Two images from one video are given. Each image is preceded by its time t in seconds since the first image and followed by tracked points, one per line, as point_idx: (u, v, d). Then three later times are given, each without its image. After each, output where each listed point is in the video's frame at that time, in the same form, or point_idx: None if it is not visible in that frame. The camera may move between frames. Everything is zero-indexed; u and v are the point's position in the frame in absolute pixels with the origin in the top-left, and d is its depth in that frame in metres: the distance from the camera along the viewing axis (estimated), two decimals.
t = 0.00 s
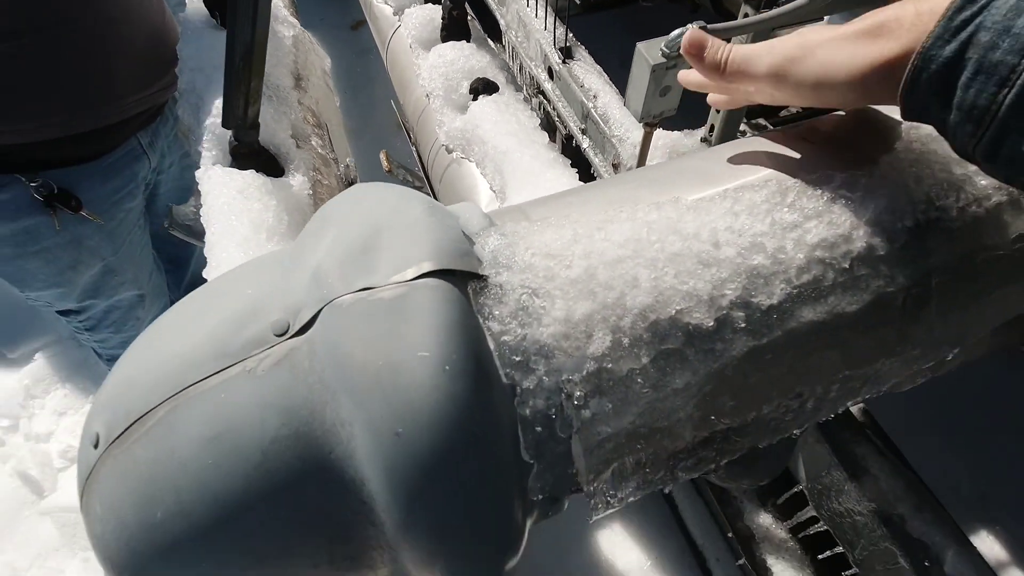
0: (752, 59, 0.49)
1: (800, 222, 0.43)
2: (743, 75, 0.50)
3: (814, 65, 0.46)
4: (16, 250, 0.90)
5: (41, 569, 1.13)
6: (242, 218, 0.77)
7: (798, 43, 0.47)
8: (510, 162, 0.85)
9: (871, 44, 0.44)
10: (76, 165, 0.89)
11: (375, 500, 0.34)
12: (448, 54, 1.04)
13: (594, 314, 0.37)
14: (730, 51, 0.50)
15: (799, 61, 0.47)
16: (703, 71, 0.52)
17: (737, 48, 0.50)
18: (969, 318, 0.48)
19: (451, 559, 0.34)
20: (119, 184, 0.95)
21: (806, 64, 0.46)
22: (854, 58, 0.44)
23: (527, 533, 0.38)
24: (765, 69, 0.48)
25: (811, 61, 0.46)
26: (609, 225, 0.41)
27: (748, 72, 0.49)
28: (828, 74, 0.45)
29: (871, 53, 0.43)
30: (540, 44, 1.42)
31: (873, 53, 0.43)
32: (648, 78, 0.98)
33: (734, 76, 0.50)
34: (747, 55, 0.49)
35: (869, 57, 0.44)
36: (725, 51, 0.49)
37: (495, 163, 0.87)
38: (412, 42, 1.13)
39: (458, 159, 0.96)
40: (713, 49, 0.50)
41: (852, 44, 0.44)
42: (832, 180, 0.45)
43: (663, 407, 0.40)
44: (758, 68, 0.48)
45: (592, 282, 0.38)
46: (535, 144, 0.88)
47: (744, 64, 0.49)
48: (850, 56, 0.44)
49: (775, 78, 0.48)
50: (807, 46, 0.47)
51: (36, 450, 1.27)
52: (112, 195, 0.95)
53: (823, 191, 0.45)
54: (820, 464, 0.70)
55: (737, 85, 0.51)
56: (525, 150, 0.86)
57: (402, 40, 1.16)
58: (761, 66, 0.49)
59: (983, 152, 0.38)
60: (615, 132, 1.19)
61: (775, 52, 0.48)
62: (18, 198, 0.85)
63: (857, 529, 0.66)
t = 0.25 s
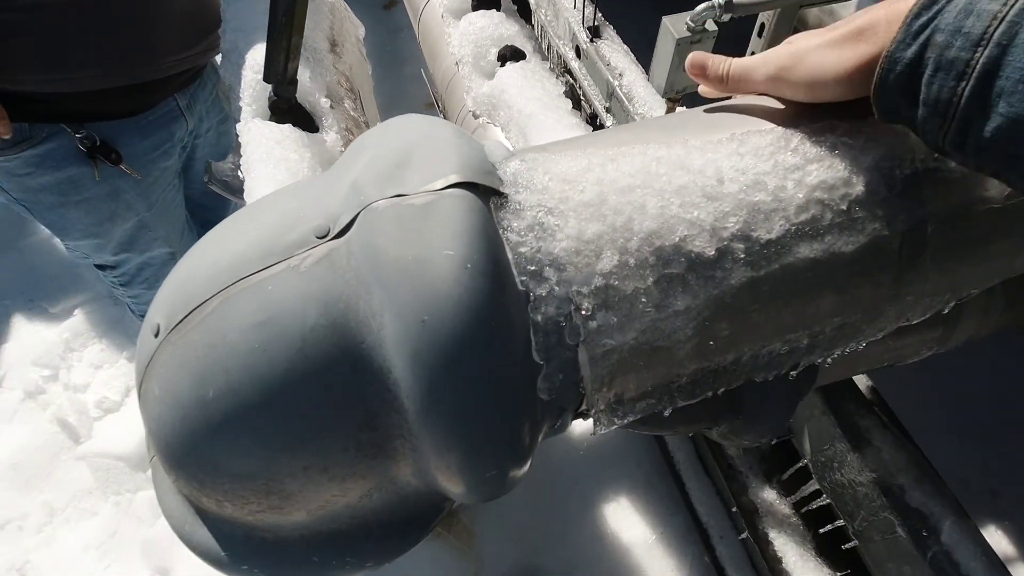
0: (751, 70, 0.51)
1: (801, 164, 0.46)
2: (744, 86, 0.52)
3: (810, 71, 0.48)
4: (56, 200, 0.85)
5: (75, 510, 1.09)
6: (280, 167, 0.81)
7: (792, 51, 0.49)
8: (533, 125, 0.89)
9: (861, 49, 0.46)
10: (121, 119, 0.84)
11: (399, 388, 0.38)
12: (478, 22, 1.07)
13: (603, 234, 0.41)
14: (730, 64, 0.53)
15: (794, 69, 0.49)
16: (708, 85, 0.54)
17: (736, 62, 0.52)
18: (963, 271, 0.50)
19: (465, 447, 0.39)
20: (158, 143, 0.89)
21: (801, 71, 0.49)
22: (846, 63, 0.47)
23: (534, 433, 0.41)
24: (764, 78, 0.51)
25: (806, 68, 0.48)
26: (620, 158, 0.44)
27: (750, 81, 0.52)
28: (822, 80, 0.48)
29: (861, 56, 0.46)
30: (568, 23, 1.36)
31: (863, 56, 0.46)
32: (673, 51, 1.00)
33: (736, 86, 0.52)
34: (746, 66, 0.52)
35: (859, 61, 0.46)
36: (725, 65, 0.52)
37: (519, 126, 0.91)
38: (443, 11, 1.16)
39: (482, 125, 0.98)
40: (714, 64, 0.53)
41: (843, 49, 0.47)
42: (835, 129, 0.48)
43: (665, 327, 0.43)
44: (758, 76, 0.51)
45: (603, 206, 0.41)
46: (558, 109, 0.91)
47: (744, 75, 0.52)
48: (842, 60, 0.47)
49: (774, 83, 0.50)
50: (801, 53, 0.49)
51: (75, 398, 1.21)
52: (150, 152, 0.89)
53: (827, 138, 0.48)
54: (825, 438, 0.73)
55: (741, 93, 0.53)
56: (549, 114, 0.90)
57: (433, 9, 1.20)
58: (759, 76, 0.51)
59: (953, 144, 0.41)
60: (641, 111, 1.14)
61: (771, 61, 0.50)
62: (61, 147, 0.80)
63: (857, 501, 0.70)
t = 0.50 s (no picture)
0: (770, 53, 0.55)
1: (819, 152, 0.48)
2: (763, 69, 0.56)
3: (824, 53, 0.51)
4: (93, 170, 0.81)
5: (98, 477, 1.10)
6: (314, 146, 0.85)
7: (809, 36, 0.53)
8: (557, 114, 0.91)
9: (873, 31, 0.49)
10: (159, 96, 0.80)
11: (436, 345, 0.41)
12: (506, 12, 1.10)
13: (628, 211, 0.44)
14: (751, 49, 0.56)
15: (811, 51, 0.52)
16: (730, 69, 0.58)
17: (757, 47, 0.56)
18: (973, 261, 0.52)
19: (495, 404, 0.41)
20: (192, 118, 0.85)
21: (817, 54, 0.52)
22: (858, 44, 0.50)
23: (558, 396, 0.44)
24: (782, 60, 0.54)
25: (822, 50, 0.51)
26: (647, 141, 0.47)
27: (768, 64, 0.55)
28: (834, 60, 0.51)
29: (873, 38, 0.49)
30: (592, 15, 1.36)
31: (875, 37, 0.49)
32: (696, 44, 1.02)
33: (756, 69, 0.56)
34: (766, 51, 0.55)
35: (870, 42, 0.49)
36: (746, 50, 0.56)
37: (543, 114, 0.93)
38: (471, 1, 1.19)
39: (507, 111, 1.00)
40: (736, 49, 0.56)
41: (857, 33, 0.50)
42: (852, 120, 0.50)
43: (683, 302, 0.46)
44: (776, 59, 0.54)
45: (629, 185, 0.44)
46: (582, 98, 0.93)
47: (764, 58, 0.55)
48: (854, 42, 0.50)
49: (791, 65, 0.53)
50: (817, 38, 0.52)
51: (99, 368, 1.22)
52: (183, 127, 0.85)
53: (845, 128, 0.50)
54: (833, 430, 0.76)
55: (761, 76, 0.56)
56: (572, 103, 0.92)
57: None
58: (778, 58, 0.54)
59: (955, 123, 0.44)
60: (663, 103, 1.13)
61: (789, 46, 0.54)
62: (99, 118, 0.77)
63: (862, 491, 0.73)
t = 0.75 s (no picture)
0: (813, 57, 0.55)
1: (866, 154, 0.49)
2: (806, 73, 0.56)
3: (870, 58, 0.51)
4: (118, 158, 0.78)
5: (109, 463, 1.05)
6: (344, 136, 0.85)
7: (853, 41, 0.53)
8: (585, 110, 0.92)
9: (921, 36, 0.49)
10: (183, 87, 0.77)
11: (492, 337, 0.41)
12: (533, 8, 1.10)
13: (681, 208, 0.44)
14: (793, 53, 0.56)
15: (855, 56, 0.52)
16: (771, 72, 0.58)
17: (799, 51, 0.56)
18: (1013, 265, 0.53)
19: (548, 397, 0.42)
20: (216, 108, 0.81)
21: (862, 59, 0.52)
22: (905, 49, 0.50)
23: (607, 391, 0.44)
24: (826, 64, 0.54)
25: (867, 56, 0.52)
26: (697, 139, 0.47)
27: (812, 68, 0.55)
28: (880, 65, 0.51)
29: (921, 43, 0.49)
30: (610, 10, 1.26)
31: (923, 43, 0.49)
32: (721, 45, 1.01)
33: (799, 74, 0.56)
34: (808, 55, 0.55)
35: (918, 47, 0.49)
36: (788, 54, 0.56)
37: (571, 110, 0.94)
38: None
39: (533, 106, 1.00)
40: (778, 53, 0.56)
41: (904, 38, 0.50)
42: (899, 123, 0.51)
43: (731, 299, 0.46)
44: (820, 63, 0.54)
45: (682, 182, 0.45)
46: (610, 96, 0.94)
47: (807, 62, 0.55)
48: (901, 47, 0.50)
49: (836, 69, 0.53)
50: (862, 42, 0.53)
51: (109, 355, 1.17)
52: (207, 117, 0.81)
53: (891, 131, 0.50)
54: (850, 432, 0.76)
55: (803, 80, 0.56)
56: (601, 100, 0.92)
57: None
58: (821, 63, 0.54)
59: (997, 126, 0.44)
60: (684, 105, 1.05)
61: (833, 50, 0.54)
62: (125, 107, 0.74)
63: (877, 494, 0.73)
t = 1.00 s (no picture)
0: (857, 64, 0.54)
1: (917, 161, 0.48)
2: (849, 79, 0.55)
3: (916, 67, 0.50)
4: (120, 152, 0.75)
5: (103, 458, 1.02)
6: (367, 132, 0.84)
7: (900, 49, 0.52)
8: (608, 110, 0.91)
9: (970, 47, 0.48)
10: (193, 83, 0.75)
11: (551, 340, 0.40)
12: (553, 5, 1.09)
13: (737, 212, 0.44)
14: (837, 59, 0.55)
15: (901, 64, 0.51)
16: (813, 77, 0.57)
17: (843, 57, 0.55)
18: None
19: (605, 401, 0.41)
20: (221, 105, 0.79)
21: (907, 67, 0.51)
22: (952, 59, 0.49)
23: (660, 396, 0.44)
24: (870, 72, 0.53)
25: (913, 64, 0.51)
26: (751, 143, 0.47)
27: (855, 74, 0.54)
28: (926, 74, 0.50)
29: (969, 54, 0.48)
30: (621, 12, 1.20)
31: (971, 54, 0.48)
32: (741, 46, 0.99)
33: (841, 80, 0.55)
34: (852, 61, 0.54)
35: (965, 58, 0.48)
36: (831, 59, 0.55)
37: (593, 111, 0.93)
38: None
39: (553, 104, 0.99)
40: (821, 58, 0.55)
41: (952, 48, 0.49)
42: (947, 130, 0.51)
43: (784, 304, 0.46)
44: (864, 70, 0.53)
45: (739, 186, 0.44)
46: (632, 96, 0.93)
47: (851, 69, 0.54)
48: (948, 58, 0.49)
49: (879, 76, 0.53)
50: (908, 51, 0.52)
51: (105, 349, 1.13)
52: (211, 114, 0.79)
53: (940, 138, 0.50)
54: (860, 435, 0.73)
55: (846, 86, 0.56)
56: (624, 101, 0.92)
57: None
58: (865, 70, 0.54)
59: None
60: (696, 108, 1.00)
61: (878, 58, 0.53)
62: (131, 102, 0.72)
63: (888, 496, 0.71)
